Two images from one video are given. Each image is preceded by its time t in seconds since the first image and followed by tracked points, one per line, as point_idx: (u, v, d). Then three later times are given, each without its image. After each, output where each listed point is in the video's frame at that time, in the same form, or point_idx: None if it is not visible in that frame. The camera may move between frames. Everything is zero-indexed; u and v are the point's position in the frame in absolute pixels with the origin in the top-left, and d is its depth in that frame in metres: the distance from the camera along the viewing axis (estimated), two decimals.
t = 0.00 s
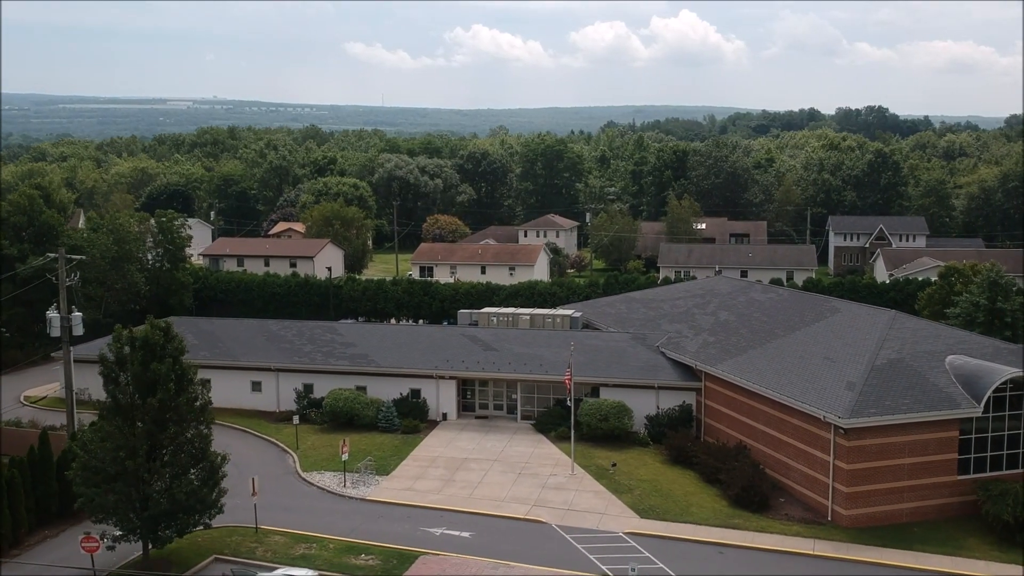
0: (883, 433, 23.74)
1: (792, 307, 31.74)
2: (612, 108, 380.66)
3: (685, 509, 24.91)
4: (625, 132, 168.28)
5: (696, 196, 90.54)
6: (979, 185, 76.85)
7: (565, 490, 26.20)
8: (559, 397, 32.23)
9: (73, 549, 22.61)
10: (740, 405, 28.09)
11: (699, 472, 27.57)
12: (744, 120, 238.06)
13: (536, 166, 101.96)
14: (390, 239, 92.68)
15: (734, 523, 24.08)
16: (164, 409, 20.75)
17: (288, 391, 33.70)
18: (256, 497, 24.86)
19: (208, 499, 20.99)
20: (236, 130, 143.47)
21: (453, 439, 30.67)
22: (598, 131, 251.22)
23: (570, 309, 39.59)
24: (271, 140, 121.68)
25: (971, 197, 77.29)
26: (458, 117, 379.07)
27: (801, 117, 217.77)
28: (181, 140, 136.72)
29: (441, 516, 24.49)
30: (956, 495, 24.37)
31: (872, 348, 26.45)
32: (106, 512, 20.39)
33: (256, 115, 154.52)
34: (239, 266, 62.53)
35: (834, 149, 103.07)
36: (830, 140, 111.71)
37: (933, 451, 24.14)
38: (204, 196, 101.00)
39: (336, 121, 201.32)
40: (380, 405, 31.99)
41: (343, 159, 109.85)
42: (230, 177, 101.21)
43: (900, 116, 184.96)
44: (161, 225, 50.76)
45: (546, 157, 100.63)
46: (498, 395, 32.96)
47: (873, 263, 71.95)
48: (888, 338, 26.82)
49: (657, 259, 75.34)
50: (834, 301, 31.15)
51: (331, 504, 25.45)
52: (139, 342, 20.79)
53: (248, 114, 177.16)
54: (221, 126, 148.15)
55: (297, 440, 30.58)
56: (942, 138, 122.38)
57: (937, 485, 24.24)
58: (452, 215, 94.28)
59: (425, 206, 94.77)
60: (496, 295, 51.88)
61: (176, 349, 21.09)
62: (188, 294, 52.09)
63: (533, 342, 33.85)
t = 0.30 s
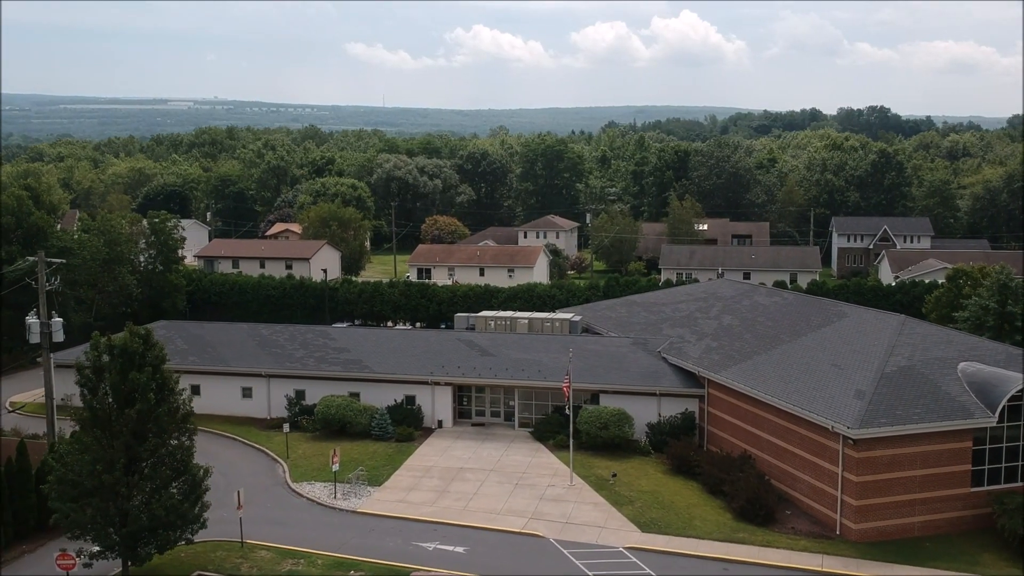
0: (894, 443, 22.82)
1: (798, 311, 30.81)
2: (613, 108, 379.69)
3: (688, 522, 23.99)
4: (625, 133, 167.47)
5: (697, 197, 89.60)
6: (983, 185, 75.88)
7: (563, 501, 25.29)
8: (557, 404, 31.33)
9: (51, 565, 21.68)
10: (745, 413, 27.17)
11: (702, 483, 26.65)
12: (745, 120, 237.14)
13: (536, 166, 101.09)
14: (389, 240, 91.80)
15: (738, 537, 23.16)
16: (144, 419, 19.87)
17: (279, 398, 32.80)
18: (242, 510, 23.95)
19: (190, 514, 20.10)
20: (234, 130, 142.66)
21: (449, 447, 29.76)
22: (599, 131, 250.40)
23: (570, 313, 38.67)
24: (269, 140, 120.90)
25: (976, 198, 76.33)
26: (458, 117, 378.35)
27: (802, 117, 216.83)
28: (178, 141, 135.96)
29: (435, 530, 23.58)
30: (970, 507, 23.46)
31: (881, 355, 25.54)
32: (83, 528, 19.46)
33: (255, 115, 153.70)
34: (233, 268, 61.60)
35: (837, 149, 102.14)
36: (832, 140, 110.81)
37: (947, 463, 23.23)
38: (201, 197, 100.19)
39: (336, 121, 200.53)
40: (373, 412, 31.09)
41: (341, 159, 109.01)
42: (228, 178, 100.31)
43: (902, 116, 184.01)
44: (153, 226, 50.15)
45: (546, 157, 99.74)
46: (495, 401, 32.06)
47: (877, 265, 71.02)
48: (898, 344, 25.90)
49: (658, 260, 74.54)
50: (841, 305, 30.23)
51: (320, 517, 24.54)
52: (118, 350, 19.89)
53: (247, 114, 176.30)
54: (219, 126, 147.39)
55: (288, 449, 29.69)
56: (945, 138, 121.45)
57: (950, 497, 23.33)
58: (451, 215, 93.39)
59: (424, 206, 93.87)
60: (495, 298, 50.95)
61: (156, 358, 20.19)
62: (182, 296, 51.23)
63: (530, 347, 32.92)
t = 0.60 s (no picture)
0: (905, 455, 21.88)
1: (803, 317, 29.92)
2: (613, 108, 378.93)
3: (691, 537, 23.05)
4: (625, 133, 166.64)
5: (698, 197, 88.64)
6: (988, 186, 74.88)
7: (561, 515, 24.36)
8: (556, 411, 30.40)
9: None
10: (748, 422, 26.26)
11: (704, 494, 25.72)
12: (747, 120, 236.17)
13: (535, 166, 100.22)
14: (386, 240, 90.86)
15: (743, 553, 22.22)
16: (121, 432, 18.97)
17: (269, 405, 31.90)
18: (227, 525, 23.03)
19: (169, 531, 19.20)
20: (232, 130, 141.79)
21: (444, 456, 28.85)
22: (599, 131, 249.69)
23: (568, 317, 37.74)
24: (267, 140, 120.07)
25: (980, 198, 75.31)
26: (458, 117, 377.50)
27: (804, 117, 215.86)
28: (176, 140, 135.19)
29: (427, 545, 22.65)
30: (985, 521, 22.50)
31: (891, 362, 24.62)
32: (55, 547, 18.54)
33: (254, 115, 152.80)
34: (228, 270, 60.69)
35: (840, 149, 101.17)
36: (835, 140, 109.87)
37: (960, 475, 22.27)
38: (198, 197, 99.37)
39: (335, 121, 199.76)
40: (365, 420, 30.19)
41: (339, 159, 108.13)
42: (224, 178, 99.41)
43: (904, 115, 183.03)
44: (145, 227, 49.19)
45: (546, 157, 98.90)
46: (492, 409, 31.14)
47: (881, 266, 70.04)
48: (908, 351, 25.00)
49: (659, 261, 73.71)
50: (848, 310, 29.34)
51: (309, 531, 23.62)
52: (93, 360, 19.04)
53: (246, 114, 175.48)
54: (218, 126, 146.58)
55: (277, 458, 28.81)
56: (949, 138, 120.50)
57: (963, 511, 22.38)
58: (450, 216, 92.45)
59: (423, 207, 92.94)
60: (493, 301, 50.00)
61: (133, 367, 19.34)
62: (173, 299, 50.32)
63: (528, 353, 31.99)
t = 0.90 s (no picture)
0: (918, 469, 20.89)
1: (810, 322, 28.93)
2: (613, 108, 378.04)
3: (694, 553, 22.07)
4: (626, 133, 165.73)
5: (700, 198, 87.68)
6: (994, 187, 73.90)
7: (559, 529, 23.39)
8: (553, 419, 29.44)
9: None
10: (753, 432, 25.28)
11: (707, 507, 24.75)
12: (748, 120, 235.08)
13: (535, 167, 99.34)
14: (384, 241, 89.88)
15: (748, 570, 21.24)
16: (94, 446, 18.11)
17: (259, 412, 30.96)
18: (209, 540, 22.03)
19: (145, 550, 18.22)
20: (230, 130, 140.88)
21: (438, 466, 27.90)
22: (600, 131, 248.88)
23: (567, 321, 36.79)
24: (265, 140, 119.24)
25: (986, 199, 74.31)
26: (458, 117, 376.73)
27: (805, 117, 214.91)
28: (173, 140, 134.36)
29: (418, 562, 21.66)
30: (1001, 537, 21.52)
31: (901, 371, 23.64)
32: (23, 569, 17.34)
33: (253, 115, 151.85)
34: (222, 271, 59.71)
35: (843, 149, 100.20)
36: (838, 140, 108.92)
37: (974, 489, 21.29)
38: (195, 198, 98.43)
39: (335, 122, 198.93)
40: (357, 428, 29.22)
41: (337, 159, 107.26)
42: (221, 178, 98.47)
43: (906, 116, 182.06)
44: (136, 229, 48.34)
45: (546, 157, 97.98)
46: (488, 416, 30.19)
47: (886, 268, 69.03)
48: (919, 358, 24.01)
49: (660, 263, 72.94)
50: (856, 315, 28.36)
51: (295, 546, 22.63)
52: (64, 371, 18.25)
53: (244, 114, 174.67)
54: (216, 126, 145.73)
55: (265, 468, 27.86)
56: (953, 137, 119.53)
57: (977, 526, 21.41)
58: (449, 217, 91.47)
59: (421, 207, 91.96)
60: (490, 303, 49.06)
61: (107, 378, 18.62)
62: (165, 302, 49.43)
63: (525, 359, 31.02)
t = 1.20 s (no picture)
0: (932, 484, 19.90)
1: (817, 327, 27.95)
2: (614, 108, 376.98)
3: (696, 571, 21.08)
4: (627, 132, 164.72)
5: (702, 198, 86.68)
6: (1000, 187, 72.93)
7: (555, 545, 22.41)
8: (551, 428, 28.48)
9: None
10: (758, 442, 24.28)
11: (710, 521, 23.77)
12: (750, 120, 233.94)
13: (535, 167, 98.38)
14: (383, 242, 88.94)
15: None
16: (63, 461, 17.18)
17: (247, 420, 30.02)
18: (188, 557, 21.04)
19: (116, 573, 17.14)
20: (229, 130, 139.99)
21: (431, 477, 26.94)
22: (601, 131, 247.86)
23: (566, 325, 35.80)
24: (263, 140, 118.36)
25: (992, 199, 73.30)
26: (459, 117, 375.76)
27: (807, 117, 213.68)
28: (172, 140, 133.51)
29: None
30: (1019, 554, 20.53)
31: (913, 380, 22.65)
32: None
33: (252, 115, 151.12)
34: (216, 273, 58.70)
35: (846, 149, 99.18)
36: (841, 140, 107.93)
37: (991, 504, 20.30)
38: (192, 198, 97.60)
39: (335, 122, 198.12)
40: (348, 437, 28.26)
41: (336, 159, 106.32)
42: (219, 179, 97.48)
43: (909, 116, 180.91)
44: (127, 230, 47.48)
45: (546, 157, 96.99)
46: (484, 424, 29.23)
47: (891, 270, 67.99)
48: (932, 366, 22.99)
49: (661, 264, 72.19)
50: (865, 320, 27.36)
51: (280, 562, 21.67)
52: (33, 382, 17.44)
53: (244, 114, 173.74)
54: (215, 126, 144.85)
55: (252, 479, 26.92)
56: (956, 137, 118.50)
57: (994, 543, 20.43)
58: (448, 217, 90.43)
59: (420, 208, 91.03)
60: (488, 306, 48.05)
61: (79, 390, 17.81)
62: (156, 304, 48.53)
63: (523, 365, 30.02)
